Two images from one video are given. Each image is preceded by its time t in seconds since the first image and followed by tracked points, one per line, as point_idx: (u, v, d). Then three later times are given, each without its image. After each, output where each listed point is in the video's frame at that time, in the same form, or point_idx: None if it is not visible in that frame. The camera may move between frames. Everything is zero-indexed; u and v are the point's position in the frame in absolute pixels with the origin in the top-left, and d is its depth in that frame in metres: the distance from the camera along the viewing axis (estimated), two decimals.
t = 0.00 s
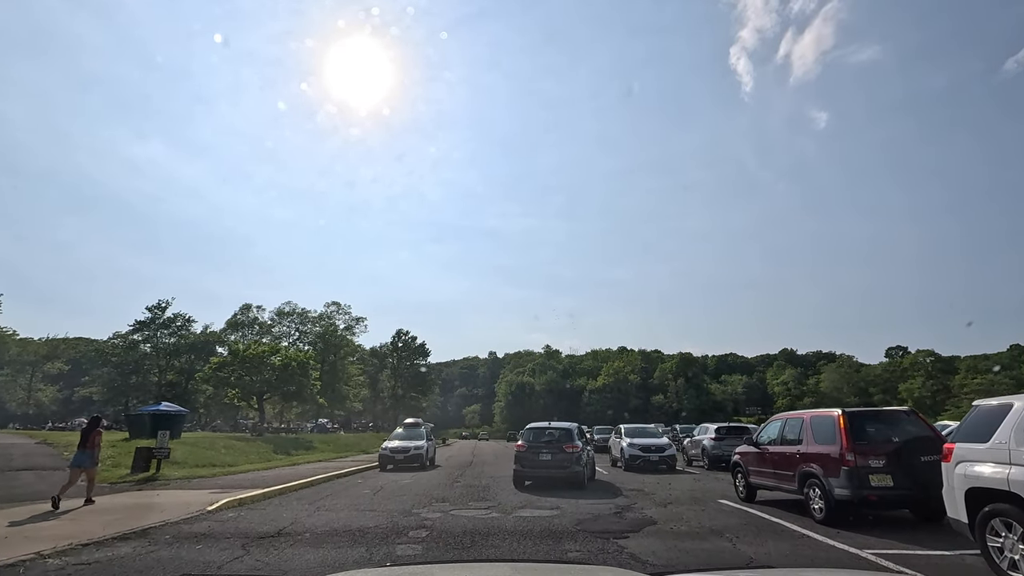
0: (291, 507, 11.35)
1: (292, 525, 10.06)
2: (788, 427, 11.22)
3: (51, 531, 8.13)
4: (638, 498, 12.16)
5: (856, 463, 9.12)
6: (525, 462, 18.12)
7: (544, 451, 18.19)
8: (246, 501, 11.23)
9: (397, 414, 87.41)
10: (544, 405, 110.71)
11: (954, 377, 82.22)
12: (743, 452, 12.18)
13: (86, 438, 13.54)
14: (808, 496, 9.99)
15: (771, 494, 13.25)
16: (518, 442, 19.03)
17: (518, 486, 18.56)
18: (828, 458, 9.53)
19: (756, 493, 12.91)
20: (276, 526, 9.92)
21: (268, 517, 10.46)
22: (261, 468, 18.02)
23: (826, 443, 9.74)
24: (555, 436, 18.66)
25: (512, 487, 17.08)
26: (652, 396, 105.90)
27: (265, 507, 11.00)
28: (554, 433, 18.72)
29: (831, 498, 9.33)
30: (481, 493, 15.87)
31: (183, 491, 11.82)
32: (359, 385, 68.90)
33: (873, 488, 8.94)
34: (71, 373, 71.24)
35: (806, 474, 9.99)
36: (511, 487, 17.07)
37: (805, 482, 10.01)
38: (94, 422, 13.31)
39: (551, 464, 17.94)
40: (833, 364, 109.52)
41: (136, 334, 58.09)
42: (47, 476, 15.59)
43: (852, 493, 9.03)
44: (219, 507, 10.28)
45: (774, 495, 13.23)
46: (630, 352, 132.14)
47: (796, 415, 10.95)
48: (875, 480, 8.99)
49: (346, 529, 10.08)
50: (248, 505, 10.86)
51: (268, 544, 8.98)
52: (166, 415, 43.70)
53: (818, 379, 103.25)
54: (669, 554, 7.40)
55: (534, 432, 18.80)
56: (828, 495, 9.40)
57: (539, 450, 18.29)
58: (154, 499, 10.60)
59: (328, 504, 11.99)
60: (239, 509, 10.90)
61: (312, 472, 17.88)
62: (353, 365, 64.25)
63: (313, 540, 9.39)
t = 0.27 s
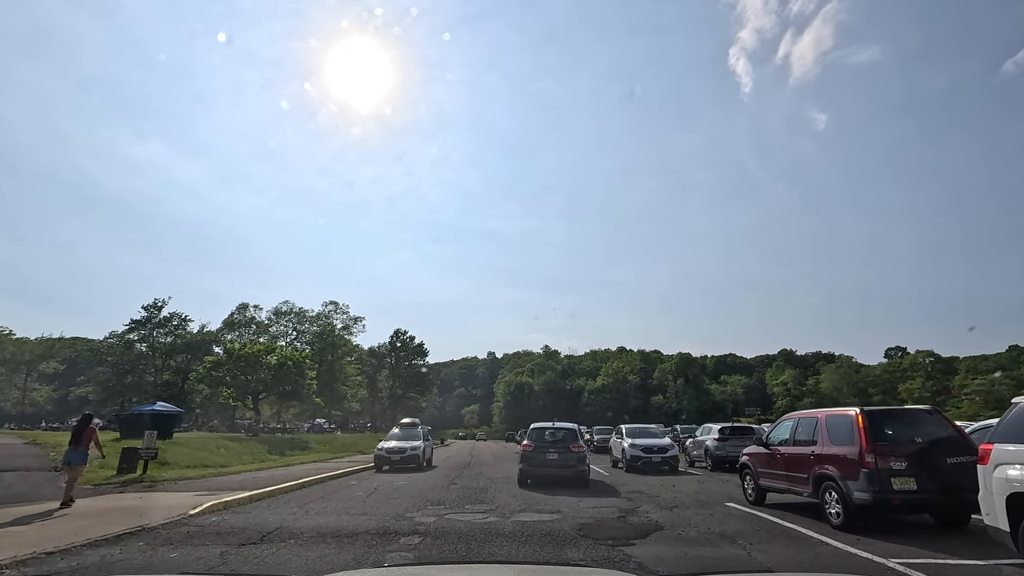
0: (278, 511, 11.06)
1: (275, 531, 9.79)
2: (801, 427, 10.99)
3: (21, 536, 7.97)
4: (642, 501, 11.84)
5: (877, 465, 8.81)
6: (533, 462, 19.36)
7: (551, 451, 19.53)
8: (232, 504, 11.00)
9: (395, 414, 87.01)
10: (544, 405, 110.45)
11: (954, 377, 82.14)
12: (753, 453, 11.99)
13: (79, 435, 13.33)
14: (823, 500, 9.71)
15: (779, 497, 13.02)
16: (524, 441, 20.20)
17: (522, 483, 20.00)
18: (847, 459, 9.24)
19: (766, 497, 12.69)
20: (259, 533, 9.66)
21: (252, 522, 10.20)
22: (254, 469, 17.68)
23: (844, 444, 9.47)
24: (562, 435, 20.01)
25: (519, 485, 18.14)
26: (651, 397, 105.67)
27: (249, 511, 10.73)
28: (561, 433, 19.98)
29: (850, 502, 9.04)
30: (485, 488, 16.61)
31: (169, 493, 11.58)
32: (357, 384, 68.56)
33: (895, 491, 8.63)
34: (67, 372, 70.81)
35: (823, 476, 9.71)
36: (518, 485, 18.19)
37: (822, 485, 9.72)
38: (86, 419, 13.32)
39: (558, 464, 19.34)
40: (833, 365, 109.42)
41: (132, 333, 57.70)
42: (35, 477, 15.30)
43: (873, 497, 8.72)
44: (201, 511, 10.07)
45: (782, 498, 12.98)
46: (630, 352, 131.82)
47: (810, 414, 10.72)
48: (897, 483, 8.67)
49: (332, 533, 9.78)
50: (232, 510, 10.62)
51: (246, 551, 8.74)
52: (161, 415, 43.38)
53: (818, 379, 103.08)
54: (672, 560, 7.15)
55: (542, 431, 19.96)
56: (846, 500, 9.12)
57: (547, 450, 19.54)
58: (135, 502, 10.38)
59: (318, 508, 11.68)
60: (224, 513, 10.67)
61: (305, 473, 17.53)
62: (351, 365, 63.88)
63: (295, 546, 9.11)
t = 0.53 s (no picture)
0: (263, 518, 10.72)
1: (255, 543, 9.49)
2: (821, 428, 10.68)
3: None
4: (648, 505, 11.46)
5: (905, 469, 8.46)
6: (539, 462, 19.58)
7: (556, 452, 19.77)
8: (215, 509, 10.74)
9: (393, 414, 86.49)
10: (543, 405, 110.01)
11: (954, 378, 81.95)
12: (771, 455, 11.68)
13: (67, 437, 12.90)
14: (848, 506, 9.36)
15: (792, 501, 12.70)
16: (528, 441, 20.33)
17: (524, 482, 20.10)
18: (873, 463, 8.89)
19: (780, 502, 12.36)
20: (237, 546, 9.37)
21: (233, 532, 9.92)
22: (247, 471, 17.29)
23: (869, 446, 9.11)
24: (565, 435, 20.24)
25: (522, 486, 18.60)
26: (651, 397, 105.30)
27: (231, 519, 10.38)
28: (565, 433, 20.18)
29: (878, 508, 8.68)
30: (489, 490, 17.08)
31: (150, 496, 11.26)
32: (355, 384, 68.14)
33: (926, 497, 8.27)
34: (62, 372, 70.20)
35: (847, 481, 9.37)
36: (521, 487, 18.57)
37: (846, 490, 9.37)
38: (74, 422, 12.97)
39: (562, 464, 19.63)
40: (833, 366, 109.17)
41: (128, 332, 57.19)
42: (23, 479, 14.91)
43: (902, 503, 8.36)
44: (180, 517, 9.83)
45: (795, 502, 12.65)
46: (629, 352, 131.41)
47: (829, 414, 10.41)
48: (928, 488, 8.31)
49: (314, 548, 9.42)
50: (215, 515, 10.35)
51: (221, 565, 8.48)
52: (155, 415, 42.91)
53: (818, 380, 102.82)
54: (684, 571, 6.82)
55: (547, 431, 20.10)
56: (874, 506, 8.76)
57: (551, 451, 19.76)
58: (111, 507, 10.08)
59: (306, 515, 11.33)
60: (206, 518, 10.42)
61: (300, 474, 17.12)
62: (349, 364, 63.41)
63: (273, 559, 8.79)
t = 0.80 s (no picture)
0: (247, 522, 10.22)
1: (236, 540, 8.97)
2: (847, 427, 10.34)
3: None
4: (658, 509, 10.77)
5: (945, 473, 8.06)
6: (541, 462, 19.72)
7: (557, 451, 19.92)
8: (195, 515, 10.23)
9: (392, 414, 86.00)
10: (543, 406, 109.56)
11: (956, 378, 81.68)
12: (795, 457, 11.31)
13: (52, 436, 12.45)
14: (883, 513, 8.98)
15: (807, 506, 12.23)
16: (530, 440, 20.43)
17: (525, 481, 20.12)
18: (909, 466, 8.49)
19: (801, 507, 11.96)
20: (214, 539, 8.84)
21: (212, 532, 9.42)
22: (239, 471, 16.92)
23: (904, 447, 8.73)
24: (567, 434, 20.39)
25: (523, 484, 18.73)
26: (652, 397, 104.91)
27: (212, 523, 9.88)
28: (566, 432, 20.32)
29: (916, 516, 8.28)
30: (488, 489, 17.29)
31: (129, 501, 10.78)
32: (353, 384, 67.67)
33: (971, 503, 7.87)
34: (58, 371, 69.62)
35: (881, 485, 8.99)
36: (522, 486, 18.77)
37: (880, 496, 9.00)
38: (59, 420, 12.54)
39: (563, 464, 19.82)
40: (834, 366, 108.82)
41: (125, 331, 56.70)
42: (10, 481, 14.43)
43: (944, 509, 7.96)
44: (156, 523, 9.30)
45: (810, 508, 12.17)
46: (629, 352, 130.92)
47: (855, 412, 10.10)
48: (973, 493, 7.92)
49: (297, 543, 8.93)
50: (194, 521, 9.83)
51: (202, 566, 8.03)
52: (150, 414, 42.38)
53: (819, 380, 102.48)
54: None
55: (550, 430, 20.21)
56: (912, 513, 8.35)
57: (553, 450, 19.91)
58: (85, 513, 9.62)
59: (294, 517, 10.82)
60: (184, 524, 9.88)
61: (292, 476, 16.62)
62: (348, 363, 62.93)
63: (249, 550, 8.27)
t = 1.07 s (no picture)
0: (225, 529, 9.61)
1: (212, 547, 8.41)
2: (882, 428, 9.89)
3: None
4: (673, 515, 10.10)
5: (1000, 479, 7.54)
6: (540, 462, 20.19)
7: (556, 451, 20.44)
8: (169, 521, 9.66)
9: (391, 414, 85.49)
10: (542, 406, 109.01)
11: (958, 378, 81.36)
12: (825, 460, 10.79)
13: (34, 438, 11.90)
14: (926, 523, 8.47)
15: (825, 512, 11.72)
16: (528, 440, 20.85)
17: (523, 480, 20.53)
18: (958, 472, 7.99)
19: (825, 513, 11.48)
20: (187, 545, 8.24)
21: (186, 539, 8.85)
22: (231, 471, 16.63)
23: (951, 451, 8.24)
24: (563, 434, 20.91)
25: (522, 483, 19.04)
26: (652, 397, 104.44)
27: (186, 531, 9.26)
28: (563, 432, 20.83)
29: (967, 525, 7.76)
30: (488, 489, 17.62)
31: (100, 508, 10.21)
32: (352, 383, 67.13)
33: None
34: (53, 371, 68.86)
35: (925, 492, 8.49)
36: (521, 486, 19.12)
37: (923, 504, 8.50)
38: (42, 422, 12.00)
39: (561, 463, 20.32)
40: (834, 365, 108.44)
41: (119, 330, 56.06)
42: None
43: (999, 518, 7.43)
44: (123, 531, 8.72)
45: (830, 514, 11.63)
46: (629, 352, 130.38)
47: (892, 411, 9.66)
48: None
49: (276, 550, 8.39)
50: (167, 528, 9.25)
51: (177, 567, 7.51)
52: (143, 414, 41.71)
53: (820, 379, 102.06)
54: None
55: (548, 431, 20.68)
56: (963, 522, 7.84)
57: (551, 450, 20.40)
58: (47, 522, 9.04)
59: (278, 523, 10.20)
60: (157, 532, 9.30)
61: (284, 477, 16.06)
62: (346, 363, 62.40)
63: (223, 557, 7.70)
